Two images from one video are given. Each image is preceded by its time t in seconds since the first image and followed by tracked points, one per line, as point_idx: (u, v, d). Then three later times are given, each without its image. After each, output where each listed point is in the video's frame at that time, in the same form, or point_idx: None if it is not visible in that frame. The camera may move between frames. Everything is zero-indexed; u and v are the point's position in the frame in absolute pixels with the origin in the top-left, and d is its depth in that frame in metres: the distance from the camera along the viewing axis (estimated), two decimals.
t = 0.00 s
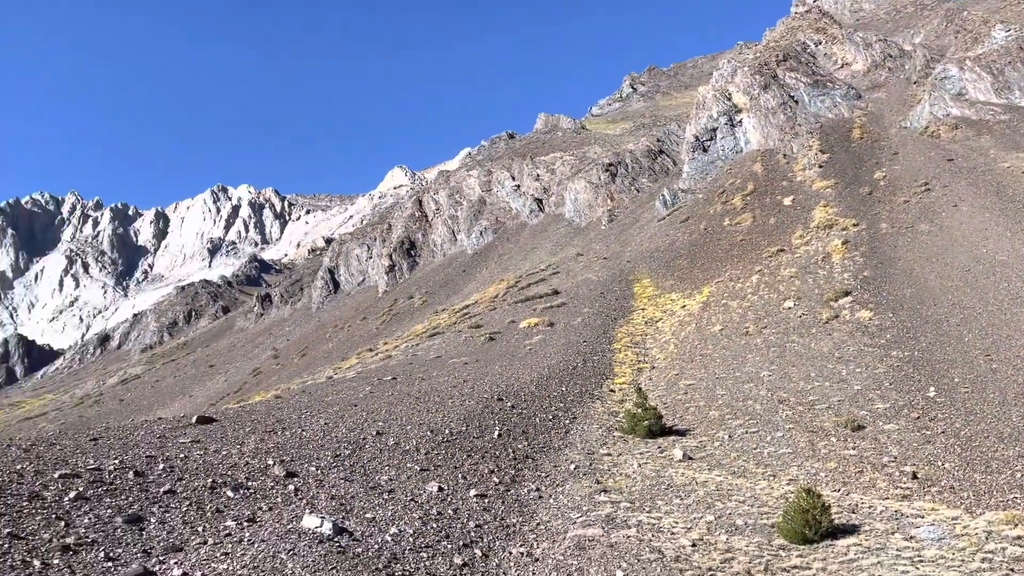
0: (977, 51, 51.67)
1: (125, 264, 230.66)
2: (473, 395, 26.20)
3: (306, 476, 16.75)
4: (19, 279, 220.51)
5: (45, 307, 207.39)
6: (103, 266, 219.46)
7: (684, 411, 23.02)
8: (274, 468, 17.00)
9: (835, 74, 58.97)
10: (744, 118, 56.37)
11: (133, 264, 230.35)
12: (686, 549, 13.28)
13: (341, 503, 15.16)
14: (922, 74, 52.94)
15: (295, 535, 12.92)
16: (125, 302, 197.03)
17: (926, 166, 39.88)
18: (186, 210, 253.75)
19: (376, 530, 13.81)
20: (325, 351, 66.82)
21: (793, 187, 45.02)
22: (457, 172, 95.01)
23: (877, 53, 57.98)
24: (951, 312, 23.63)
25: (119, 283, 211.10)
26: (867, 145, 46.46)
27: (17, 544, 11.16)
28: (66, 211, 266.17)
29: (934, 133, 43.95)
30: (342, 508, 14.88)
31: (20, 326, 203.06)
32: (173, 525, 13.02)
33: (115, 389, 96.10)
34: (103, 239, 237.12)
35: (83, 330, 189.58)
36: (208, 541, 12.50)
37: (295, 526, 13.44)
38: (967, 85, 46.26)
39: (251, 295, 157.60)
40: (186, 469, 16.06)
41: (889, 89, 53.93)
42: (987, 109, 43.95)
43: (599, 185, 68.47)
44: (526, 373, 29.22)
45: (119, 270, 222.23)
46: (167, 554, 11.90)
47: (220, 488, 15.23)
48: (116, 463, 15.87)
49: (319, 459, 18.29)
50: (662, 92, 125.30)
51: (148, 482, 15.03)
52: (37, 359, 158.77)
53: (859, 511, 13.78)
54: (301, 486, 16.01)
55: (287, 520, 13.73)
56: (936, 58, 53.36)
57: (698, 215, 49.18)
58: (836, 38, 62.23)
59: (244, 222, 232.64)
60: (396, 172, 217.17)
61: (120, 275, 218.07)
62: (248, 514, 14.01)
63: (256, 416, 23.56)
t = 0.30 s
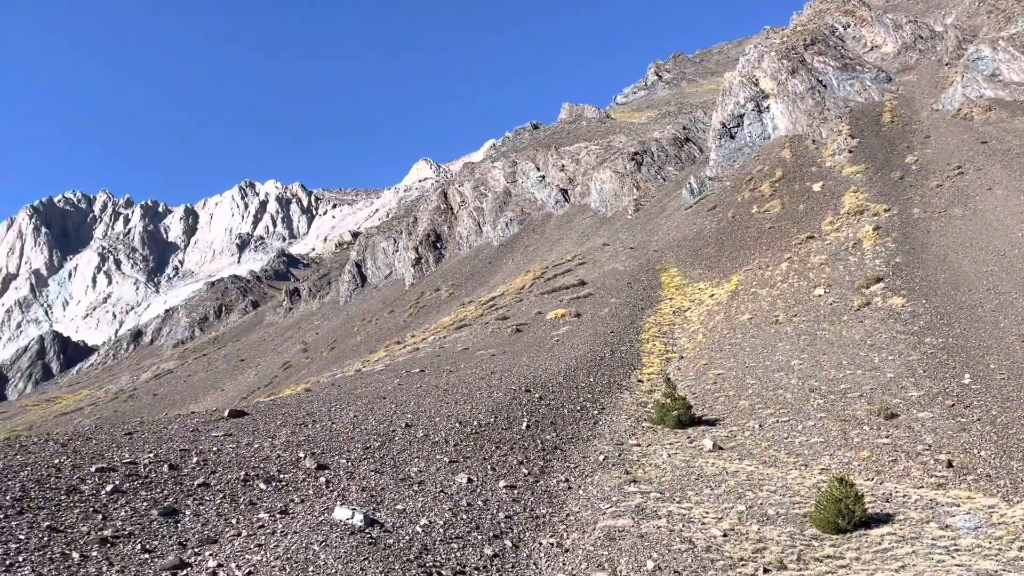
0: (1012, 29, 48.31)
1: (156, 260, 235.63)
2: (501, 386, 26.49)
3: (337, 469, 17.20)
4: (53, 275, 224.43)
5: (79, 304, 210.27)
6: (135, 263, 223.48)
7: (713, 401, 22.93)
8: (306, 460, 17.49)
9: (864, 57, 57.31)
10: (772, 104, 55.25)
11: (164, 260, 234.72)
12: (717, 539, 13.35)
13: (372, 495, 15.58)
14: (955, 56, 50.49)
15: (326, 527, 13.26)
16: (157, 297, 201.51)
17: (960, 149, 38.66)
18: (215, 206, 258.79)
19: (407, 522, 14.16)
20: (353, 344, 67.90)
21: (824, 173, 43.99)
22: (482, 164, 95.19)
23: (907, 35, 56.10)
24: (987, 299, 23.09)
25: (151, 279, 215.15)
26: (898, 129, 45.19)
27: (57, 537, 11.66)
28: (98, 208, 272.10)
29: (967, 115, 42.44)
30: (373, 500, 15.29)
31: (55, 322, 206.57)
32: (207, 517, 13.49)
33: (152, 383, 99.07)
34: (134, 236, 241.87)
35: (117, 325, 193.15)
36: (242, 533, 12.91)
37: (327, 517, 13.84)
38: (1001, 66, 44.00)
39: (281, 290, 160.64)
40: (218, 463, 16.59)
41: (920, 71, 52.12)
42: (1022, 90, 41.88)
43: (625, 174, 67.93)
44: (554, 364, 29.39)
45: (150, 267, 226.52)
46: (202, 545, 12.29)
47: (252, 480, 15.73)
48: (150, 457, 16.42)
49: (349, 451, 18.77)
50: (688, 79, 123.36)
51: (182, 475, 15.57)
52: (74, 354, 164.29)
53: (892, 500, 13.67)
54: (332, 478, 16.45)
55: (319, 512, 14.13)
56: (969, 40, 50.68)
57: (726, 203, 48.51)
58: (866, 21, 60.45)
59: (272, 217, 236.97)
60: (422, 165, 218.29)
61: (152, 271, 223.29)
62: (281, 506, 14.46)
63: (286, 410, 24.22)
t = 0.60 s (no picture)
0: None
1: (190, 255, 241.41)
2: (532, 375, 26.80)
3: (370, 458, 17.70)
4: (90, 270, 229.45)
5: (116, 300, 215.10)
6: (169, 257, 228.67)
7: (746, 388, 22.82)
8: (340, 450, 18.02)
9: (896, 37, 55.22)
10: (802, 87, 53.91)
11: (196, 255, 240.06)
12: (751, 527, 13.41)
13: (405, 484, 16.03)
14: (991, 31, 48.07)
15: (361, 516, 13.70)
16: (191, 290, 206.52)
17: (998, 128, 37.26)
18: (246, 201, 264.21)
19: (440, 511, 14.55)
20: (384, 335, 69.00)
21: (856, 156, 42.86)
22: (509, 154, 95.18)
23: (942, 13, 53.98)
24: None
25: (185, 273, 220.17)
26: (933, 110, 43.72)
27: (99, 527, 12.12)
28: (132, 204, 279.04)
29: (1004, 94, 40.70)
30: (407, 489, 15.74)
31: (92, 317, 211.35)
32: (245, 507, 14.00)
33: (189, 375, 102.05)
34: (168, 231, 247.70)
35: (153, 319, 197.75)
36: (279, 522, 13.38)
37: (362, 506, 14.26)
38: None
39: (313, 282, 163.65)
40: (254, 454, 17.12)
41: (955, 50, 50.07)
42: None
43: (653, 161, 67.21)
44: (584, 352, 29.53)
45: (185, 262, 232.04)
46: (240, 535, 12.82)
47: (288, 470, 16.24)
48: (187, 448, 16.95)
49: (383, 441, 19.30)
50: (716, 63, 120.86)
51: (219, 466, 16.07)
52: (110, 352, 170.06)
53: (930, 486, 13.52)
54: (366, 468, 16.94)
55: (354, 501, 14.58)
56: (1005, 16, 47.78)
57: (756, 188, 47.72)
58: None
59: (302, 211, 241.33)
60: (449, 156, 219.16)
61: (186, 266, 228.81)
62: (316, 495, 14.95)
63: (319, 401, 24.94)
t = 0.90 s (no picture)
0: None
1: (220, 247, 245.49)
2: (560, 364, 27.06)
3: (399, 447, 18.18)
4: (122, 264, 234.08)
5: (148, 292, 219.29)
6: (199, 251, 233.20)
7: (776, 375, 22.72)
8: (370, 439, 18.54)
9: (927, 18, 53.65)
10: (831, 70, 52.67)
11: (226, 248, 244.56)
12: (782, 514, 13.50)
13: (434, 473, 16.46)
14: None
15: (392, 504, 14.16)
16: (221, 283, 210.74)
17: None
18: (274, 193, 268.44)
19: (469, 499, 14.94)
20: (411, 326, 69.91)
21: (887, 139, 41.80)
22: (534, 143, 94.98)
23: None
24: None
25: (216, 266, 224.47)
26: (967, 90, 42.29)
27: (136, 515, 12.62)
28: (163, 198, 285.66)
29: None
30: (436, 478, 16.16)
31: (126, 310, 215.62)
32: (278, 496, 14.50)
33: (222, 366, 104.64)
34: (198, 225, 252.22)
35: (184, 311, 201.85)
36: (311, 511, 13.85)
37: (393, 494, 14.68)
38: None
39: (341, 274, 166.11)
40: (286, 444, 17.69)
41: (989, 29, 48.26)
42: None
43: (679, 147, 66.38)
44: (611, 341, 29.67)
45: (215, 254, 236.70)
46: (273, 523, 13.24)
47: (319, 460, 16.75)
48: (220, 438, 17.54)
49: (412, 430, 19.79)
50: (743, 47, 118.36)
51: (252, 455, 16.62)
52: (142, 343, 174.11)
53: (964, 473, 13.42)
54: (395, 456, 17.41)
55: (385, 490, 15.01)
56: None
57: (785, 173, 46.87)
58: None
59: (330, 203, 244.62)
60: (473, 146, 219.36)
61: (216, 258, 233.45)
62: (347, 484, 15.41)
63: (349, 390, 25.62)
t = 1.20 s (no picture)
0: None
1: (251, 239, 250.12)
2: (588, 352, 27.26)
3: (429, 436, 18.66)
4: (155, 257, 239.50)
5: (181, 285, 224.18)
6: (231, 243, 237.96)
7: (807, 362, 22.55)
8: (401, 428, 19.06)
9: None
10: (863, 51, 51.34)
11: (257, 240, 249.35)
12: (815, 502, 13.55)
13: (464, 461, 16.87)
14: None
15: (423, 492, 14.61)
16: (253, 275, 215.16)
17: None
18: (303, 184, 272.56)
19: (499, 487, 15.34)
20: (440, 315, 70.69)
21: (920, 122, 40.57)
22: (560, 130, 94.53)
23: None
24: None
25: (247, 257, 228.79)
26: (1005, 69, 40.75)
27: (172, 503, 13.19)
28: (196, 192, 292.21)
29: None
30: (466, 466, 16.58)
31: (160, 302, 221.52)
32: (310, 484, 15.01)
33: (255, 356, 107.23)
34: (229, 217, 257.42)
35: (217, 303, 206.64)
36: (343, 498, 14.32)
37: (425, 482, 15.15)
38: None
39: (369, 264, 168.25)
40: (318, 433, 18.28)
41: None
42: None
43: (707, 133, 65.39)
44: (639, 329, 29.72)
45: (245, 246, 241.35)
46: (306, 511, 13.75)
47: (350, 448, 17.30)
48: (253, 428, 18.21)
49: (442, 419, 20.27)
50: (772, 29, 115.49)
51: (284, 444, 17.24)
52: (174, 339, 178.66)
53: (1003, 460, 13.26)
54: (425, 445, 17.89)
55: (416, 478, 15.48)
56: None
57: (815, 158, 45.88)
58: None
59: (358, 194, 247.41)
60: (499, 135, 219.04)
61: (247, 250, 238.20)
62: (378, 472, 15.90)
63: (379, 380, 26.26)
